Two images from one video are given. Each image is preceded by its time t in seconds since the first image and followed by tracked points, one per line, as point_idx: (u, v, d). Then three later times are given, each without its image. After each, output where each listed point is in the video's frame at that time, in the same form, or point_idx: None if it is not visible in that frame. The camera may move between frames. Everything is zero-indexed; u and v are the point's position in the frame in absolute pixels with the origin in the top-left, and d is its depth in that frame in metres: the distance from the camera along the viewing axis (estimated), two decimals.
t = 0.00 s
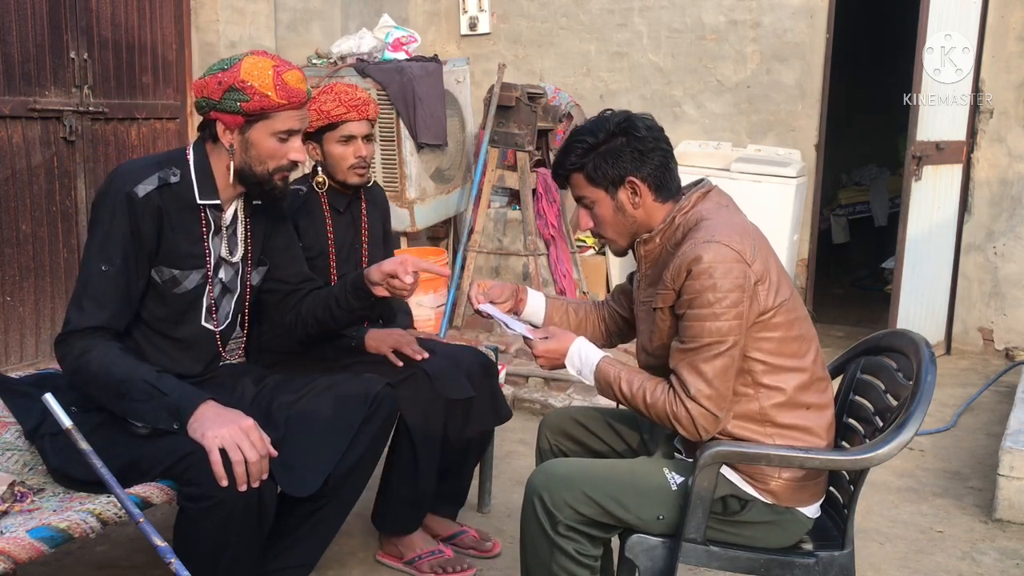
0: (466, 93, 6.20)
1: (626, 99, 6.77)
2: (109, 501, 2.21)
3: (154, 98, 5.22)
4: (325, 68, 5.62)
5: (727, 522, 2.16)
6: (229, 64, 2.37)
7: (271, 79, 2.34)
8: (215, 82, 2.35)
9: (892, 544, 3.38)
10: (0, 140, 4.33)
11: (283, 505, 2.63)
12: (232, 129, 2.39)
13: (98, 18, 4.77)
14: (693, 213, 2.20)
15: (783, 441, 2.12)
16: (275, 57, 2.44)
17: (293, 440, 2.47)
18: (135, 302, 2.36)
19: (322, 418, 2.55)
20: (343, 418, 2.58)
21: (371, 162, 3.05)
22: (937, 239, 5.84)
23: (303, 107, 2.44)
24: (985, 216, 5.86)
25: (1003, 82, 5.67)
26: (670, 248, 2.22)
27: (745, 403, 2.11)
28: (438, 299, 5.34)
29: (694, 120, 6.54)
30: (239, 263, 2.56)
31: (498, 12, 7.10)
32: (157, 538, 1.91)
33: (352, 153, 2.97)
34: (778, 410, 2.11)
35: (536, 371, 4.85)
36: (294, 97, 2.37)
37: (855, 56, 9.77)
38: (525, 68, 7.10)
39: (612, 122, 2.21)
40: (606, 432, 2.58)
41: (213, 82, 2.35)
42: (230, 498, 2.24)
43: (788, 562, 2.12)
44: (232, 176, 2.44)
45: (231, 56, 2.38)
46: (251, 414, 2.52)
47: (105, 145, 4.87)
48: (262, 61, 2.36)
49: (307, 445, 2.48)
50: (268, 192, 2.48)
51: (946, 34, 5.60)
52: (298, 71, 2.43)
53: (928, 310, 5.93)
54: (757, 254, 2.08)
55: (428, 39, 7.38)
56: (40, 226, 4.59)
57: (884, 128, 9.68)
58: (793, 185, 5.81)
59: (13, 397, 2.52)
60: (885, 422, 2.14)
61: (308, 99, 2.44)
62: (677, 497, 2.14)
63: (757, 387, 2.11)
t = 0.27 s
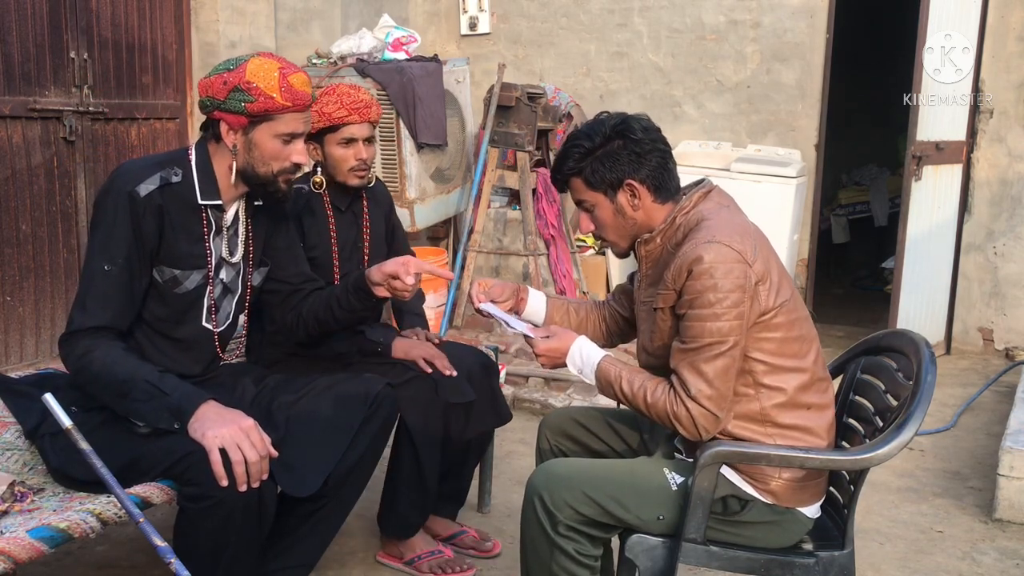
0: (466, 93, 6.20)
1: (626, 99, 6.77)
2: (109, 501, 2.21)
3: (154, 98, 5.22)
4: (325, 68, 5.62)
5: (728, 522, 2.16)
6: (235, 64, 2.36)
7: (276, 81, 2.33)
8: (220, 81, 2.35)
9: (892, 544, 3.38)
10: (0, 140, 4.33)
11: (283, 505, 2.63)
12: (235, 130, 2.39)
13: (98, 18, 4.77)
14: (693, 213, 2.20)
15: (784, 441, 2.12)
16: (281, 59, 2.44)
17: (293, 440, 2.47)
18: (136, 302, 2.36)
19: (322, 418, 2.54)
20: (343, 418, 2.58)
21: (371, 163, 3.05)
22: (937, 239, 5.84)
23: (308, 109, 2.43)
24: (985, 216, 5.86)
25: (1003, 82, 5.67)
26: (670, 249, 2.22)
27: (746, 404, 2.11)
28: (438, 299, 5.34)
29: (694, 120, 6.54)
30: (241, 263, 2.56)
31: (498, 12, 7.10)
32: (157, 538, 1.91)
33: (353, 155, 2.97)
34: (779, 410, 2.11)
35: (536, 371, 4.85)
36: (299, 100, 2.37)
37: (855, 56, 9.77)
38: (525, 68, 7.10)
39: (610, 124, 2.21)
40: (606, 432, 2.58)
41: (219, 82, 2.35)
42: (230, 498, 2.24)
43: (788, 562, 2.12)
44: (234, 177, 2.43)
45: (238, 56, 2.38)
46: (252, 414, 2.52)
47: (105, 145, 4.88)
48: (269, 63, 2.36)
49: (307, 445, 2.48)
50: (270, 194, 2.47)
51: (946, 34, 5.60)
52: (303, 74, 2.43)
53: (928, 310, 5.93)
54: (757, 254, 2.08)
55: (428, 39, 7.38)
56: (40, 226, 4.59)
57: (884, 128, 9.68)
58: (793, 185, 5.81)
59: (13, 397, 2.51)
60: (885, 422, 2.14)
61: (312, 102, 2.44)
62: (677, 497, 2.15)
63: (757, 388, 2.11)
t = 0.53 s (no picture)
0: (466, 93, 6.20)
1: (626, 99, 6.77)
2: (109, 501, 2.21)
3: (154, 98, 5.22)
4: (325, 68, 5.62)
5: (728, 522, 2.16)
6: (243, 66, 2.37)
7: (283, 86, 2.34)
8: (227, 83, 2.35)
9: (892, 544, 3.38)
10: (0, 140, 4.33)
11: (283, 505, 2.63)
12: (240, 132, 2.39)
13: (98, 18, 4.77)
14: (693, 214, 2.20)
15: (784, 441, 2.12)
16: (289, 63, 2.45)
17: (293, 440, 2.47)
18: (137, 303, 2.36)
19: (322, 418, 2.54)
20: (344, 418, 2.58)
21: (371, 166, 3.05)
22: (937, 239, 5.84)
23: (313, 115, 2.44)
24: (985, 215, 5.86)
25: (1003, 81, 5.67)
26: (670, 250, 2.22)
27: (746, 404, 2.11)
28: (438, 300, 5.34)
29: (694, 120, 6.54)
30: (243, 265, 2.56)
31: (498, 12, 7.10)
32: (158, 538, 1.91)
33: (352, 158, 2.97)
34: (780, 410, 2.11)
35: (536, 371, 4.85)
36: (306, 105, 2.37)
37: (855, 56, 9.77)
38: (525, 68, 7.10)
39: (608, 126, 2.21)
40: (606, 432, 2.58)
41: (226, 83, 2.35)
42: (230, 499, 2.24)
43: (788, 562, 2.12)
44: (237, 179, 2.43)
45: (246, 58, 2.39)
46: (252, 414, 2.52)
47: (105, 145, 4.88)
48: (277, 67, 2.36)
49: (307, 445, 2.48)
50: (272, 197, 2.47)
51: (946, 34, 5.60)
52: (311, 80, 2.44)
53: (928, 310, 5.93)
54: (757, 254, 2.08)
55: (428, 39, 7.38)
56: (40, 226, 4.59)
57: (884, 128, 9.68)
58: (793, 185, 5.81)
59: (13, 397, 2.51)
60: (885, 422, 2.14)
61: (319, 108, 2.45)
62: (677, 497, 2.15)
63: (758, 388, 2.11)
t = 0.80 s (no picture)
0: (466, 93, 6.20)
1: (626, 100, 6.77)
2: (109, 501, 2.21)
3: (154, 98, 5.22)
4: (325, 68, 5.63)
5: (727, 522, 2.16)
6: (244, 67, 2.37)
7: (284, 86, 2.34)
8: (228, 84, 2.35)
9: (892, 544, 3.38)
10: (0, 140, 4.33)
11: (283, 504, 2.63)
12: (241, 133, 2.39)
13: (98, 18, 4.77)
14: (693, 214, 2.20)
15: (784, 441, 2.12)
16: (290, 64, 2.45)
17: (292, 440, 2.47)
18: (137, 303, 2.36)
19: (322, 418, 2.54)
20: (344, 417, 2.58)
21: (370, 168, 3.05)
22: (937, 239, 5.84)
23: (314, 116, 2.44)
24: (985, 215, 5.86)
25: (1003, 82, 5.67)
26: (670, 250, 2.22)
27: (747, 404, 2.11)
28: (438, 300, 5.34)
29: (694, 120, 6.54)
30: (243, 265, 2.55)
31: (498, 12, 7.10)
32: (158, 538, 1.91)
33: (351, 161, 2.97)
34: (780, 410, 2.11)
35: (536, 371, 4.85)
36: (307, 105, 2.37)
37: (855, 56, 9.78)
38: (525, 68, 7.10)
39: (607, 127, 2.21)
40: (606, 432, 2.58)
41: (227, 84, 2.35)
42: (230, 499, 2.24)
43: (788, 562, 2.11)
44: (237, 179, 2.43)
45: (247, 59, 2.39)
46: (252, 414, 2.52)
47: (106, 145, 4.88)
48: (277, 67, 2.36)
49: (307, 445, 2.48)
50: (272, 198, 2.47)
51: (946, 34, 5.60)
52: (311, 81, 2.44)
53: (928, 310, 5.93)
54: (757, 254, 2.08)
55: (428, 39, 7.38)
56: (40, 226, 4.59)
57: (884, 128, 9.68)
58: (793, 185, 5.81)
59: (13, 397, 2.51)
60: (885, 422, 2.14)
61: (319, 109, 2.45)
62: (676, 497, 2.15)
63: (758, 388, 2.11)
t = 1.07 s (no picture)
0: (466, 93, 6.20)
1: (626, 100, 6.77)
2: (109, 501, 2.21)
3: (154, 98, 5.22)
4: (325, 68, 5.63)
5: (728, 522, 2.16)
6: (232, 63, 2.37)
7: (274, 77, 2.34)
8: (218, 81, 2.35)
9: (892, 544, 3.38)
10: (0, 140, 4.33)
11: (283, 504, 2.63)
12: (236, 128, 2.39)
13: (98, 18, 4.77)
14: (693, 215, 2.20)
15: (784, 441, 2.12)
16: (278, 56, 2.44)
17: (293, 439, 2.47)
18: (137, 303, 2.36)
19: (322, 417, 2.54)
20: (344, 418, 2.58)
21: (369, 171, 3.05)
22: (937, 239, 5.84)
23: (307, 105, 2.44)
24: (985, 215, 5.86)
25: (1003, 82, 5.67)
26: (670, 251, 2.22)
27: (747, 404, 2.11)
28: (438, 300, 5.34)
29: (694, 120, 6.54)
30: (242, 264, 2.56)
31: (498, 12, 7.10)
32: (157, 538, 1.91)
33: (350, 163, 2.97)
34: (780, 410, 2.11)
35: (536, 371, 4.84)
36: (298, 95, 2.37)
37: (855, 56, 9.78)
38: (525, 68, 7.10)
39: (607, 128, 2.21)
40: (606, 433, 2.58)
41: (217, 81, 2.35)
42: (230, 499, 2.24)
43: (788, 562, 2.11)
44: (234, 176, 2.43)
45: (235, 55, 2.39)
46: (252, 414, 2.52)
47: (106, 145, 4.88)
48: (265, 60, 2.36)
49: (307, 445, 2.48)
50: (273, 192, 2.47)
51: (946, 34, 5.60)
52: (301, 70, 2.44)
53: (928, 310, 5.93)
54: (756, 255, 2.08)
55: (428, 39, 7.38)
56: (40, 226, 4.59)
57: (884, 128, 9.68)
58: (793, 185, 5.81)
59: (12, 397, 2.51)
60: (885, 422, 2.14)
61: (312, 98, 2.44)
62: (676, 497, 2.15)
63: (758, 389, 2.10)
